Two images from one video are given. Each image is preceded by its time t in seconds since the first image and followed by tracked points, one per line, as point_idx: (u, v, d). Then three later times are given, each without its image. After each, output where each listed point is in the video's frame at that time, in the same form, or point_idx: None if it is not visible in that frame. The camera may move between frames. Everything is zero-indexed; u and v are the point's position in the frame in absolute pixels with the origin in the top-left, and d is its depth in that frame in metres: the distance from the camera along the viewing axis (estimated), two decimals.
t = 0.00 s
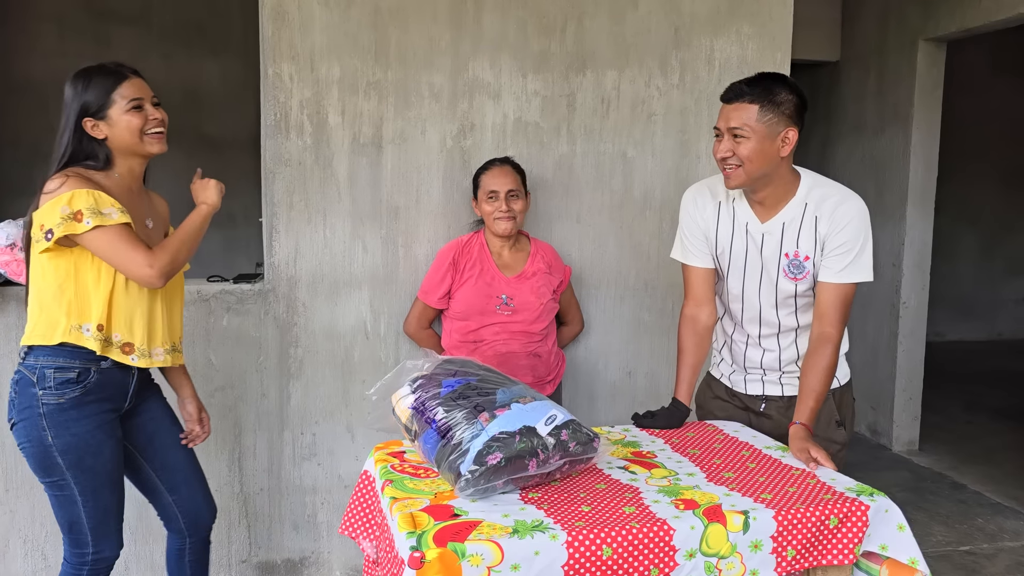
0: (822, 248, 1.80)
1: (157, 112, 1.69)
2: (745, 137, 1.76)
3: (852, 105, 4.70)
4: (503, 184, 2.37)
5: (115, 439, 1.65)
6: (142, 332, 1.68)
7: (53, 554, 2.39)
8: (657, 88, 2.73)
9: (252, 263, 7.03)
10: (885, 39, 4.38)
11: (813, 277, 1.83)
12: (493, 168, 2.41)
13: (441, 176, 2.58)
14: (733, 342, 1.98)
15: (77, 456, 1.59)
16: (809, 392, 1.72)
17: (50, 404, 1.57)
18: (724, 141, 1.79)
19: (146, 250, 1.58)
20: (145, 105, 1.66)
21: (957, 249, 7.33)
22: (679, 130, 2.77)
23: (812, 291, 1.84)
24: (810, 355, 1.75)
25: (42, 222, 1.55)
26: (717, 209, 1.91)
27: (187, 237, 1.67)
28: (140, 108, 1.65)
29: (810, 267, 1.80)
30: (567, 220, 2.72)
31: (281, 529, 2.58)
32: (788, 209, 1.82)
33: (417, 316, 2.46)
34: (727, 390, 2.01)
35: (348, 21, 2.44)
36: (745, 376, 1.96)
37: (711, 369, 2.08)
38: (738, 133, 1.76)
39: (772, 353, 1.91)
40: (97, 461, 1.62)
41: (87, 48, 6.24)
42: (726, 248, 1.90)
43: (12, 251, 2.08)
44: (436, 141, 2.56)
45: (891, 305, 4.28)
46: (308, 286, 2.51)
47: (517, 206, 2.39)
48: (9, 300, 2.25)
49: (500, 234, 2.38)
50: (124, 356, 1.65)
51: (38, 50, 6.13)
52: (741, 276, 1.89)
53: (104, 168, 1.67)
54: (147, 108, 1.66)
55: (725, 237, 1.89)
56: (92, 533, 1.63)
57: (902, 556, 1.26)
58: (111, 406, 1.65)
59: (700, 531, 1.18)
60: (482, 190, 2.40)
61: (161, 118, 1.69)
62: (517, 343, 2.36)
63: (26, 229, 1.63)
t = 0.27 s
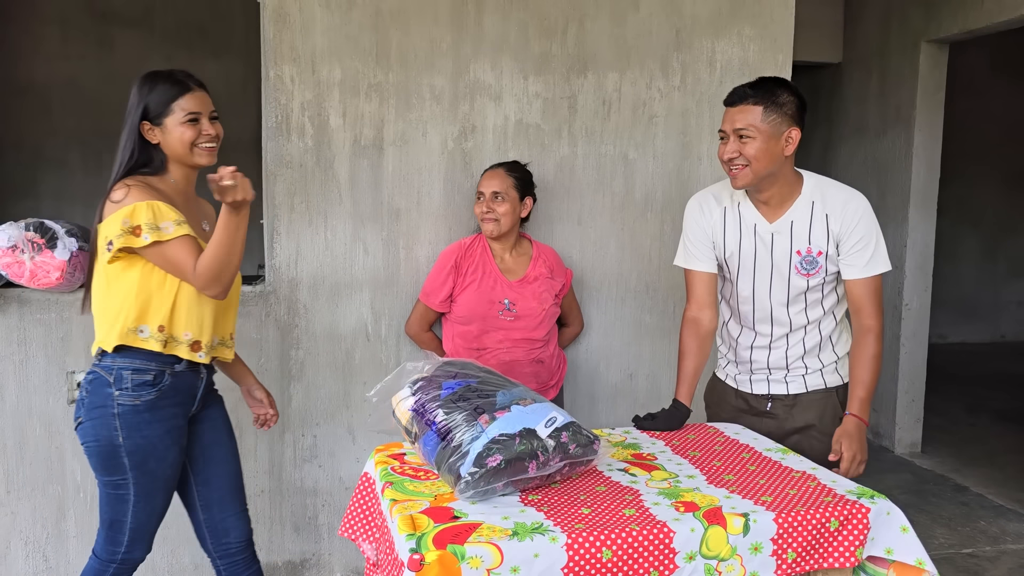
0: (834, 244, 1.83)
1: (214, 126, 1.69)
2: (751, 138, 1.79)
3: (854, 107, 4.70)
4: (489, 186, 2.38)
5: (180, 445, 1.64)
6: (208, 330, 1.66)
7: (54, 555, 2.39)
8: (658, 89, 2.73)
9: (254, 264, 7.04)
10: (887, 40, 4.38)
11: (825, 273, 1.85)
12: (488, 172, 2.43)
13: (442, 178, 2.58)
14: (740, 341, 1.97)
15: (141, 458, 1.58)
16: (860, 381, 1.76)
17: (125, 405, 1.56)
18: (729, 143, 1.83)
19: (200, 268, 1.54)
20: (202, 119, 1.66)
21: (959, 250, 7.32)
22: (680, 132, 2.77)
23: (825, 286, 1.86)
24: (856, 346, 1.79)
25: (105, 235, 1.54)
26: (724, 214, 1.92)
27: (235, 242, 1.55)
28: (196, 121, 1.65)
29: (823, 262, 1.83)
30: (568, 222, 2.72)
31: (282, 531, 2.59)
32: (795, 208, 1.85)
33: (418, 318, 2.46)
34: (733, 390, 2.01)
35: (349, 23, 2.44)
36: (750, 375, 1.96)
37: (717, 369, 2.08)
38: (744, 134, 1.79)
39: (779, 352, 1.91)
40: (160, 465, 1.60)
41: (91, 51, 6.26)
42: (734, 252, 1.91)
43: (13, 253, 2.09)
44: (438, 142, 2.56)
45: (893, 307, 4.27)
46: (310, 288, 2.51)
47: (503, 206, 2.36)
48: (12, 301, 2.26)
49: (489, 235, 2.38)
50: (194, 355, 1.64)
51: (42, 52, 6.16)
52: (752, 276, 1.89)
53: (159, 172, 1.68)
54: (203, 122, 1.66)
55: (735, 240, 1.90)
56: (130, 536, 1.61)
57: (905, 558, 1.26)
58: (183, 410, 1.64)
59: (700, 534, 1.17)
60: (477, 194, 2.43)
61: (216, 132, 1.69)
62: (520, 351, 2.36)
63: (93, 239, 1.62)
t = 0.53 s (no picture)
0: (840, 232, 1.87)
1: (263, 123, 1.66)
2: (744, 137, 1.87)
3: (855, 108, 4.69)
4: (490, 189, 2.38)
5: (228, 442, 1.60)
6: (271, 315, 1.66)
7: (54, 557, 2.40)
8: (657, 92, 2.73)
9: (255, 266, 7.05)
10: (888, 42, 4.37)
11: (834, 262, 1.88)
12: (489, 174, 2.43)
13: (441, 180, 2.59)
14: (751, 334, 1.95)
15: (189, 457, 1.55)
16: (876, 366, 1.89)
17: (171, 403, 1.54)
18: (724, 145, 1.90)
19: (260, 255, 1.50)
20: (252, 116, 1.63)
21: (961, 252, 7.31)
22: (680, 134, 2.77)
23: (834, 275, 1.89)
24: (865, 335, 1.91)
25: (156, 225, 1.53)
26: (728, 218, 1.95)
27: (315, 253, 1.51)
28: (246, 118, 1.62)
29: (832, 249, 1.86)
30: (567, 224, 2.72)
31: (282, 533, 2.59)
32: (798, 200, 1.90)
33: (419, 319, 2.46)
34: (740, 385, 2.00)
35: (349, 25, 2.44)
36: (758, 369, 1.96)
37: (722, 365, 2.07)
38: (737, 134, 1.87)
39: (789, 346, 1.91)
40: (208, 464, 1.56)
41: (93, 53, 6.28)
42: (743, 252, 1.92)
43: (13, 256, 2.09)
44: (437, 145, 2.57)
45: (895, 309, 4.26)
46: (309, 291, 2.51)
47: (505, 209, 2.36)
48: (11, 304, 2.26)
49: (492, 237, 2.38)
50: (259, 339, 1.64)
51: (44, 54, 6.18)
52: (762, 272, 1.90)
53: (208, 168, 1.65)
54: (253, 119, 1.63)
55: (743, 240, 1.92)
56: (194, 544, 1.58)
57: (901, 563, 1.26)
58: (229, 408, 1.61)
59: (698, 537, 1.17)
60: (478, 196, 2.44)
61: (264, 130, 1.66)
62: (520, 353, 2.36)
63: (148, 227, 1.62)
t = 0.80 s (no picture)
0: (846, 225, 1.90)
1: (294, 125, 1.64)
2: (757, 130, 1.93)
3: (856, 110, 4.69)
4: (493, 191, 2.38)
5: (254, 434, 1.54)
6: (268, 326, 1.58)
7: (53, 559, 2.40)
8: (656, 94, 2.73)
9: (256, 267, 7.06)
10: (888, 44, 4.37)
11: (840, 255, 1.91)
12: (490, 176, 2.43)
13: (440, 183, 2.59)
14: (755, 331, 1.96)
15: (217, 449, 1.48)
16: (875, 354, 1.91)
17: (191, 400, 1.49)
18: (738, 137, 1.97)
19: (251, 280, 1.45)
20: (284, 117, 1.61)
21: (962, 253, 7.30)
22: (679, 136, 2.77)
23: (840, 267, 1.92)
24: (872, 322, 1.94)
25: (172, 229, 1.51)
26: (734, 214, 1.98)
27: (314, 273, 1.48)
28: (279, 119, 1.60)
29: (838, 241, 1.89)
30: (567, 227, 2.72)
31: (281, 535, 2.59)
32: (805, 195, 1.94)
33: (420, 319, 2.46)
34: (741, 382, 2.00)
35: (348, 28, 2.45)
36: (761, 366, 1.96)
37: (722, 363, 2.07)
38: (750, 127, 1.94)
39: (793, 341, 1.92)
40: (236, 454, 1.50)
41: (94, 55, 6.29)
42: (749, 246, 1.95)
43: (13, 258, 2.10)
44: (436, 147, 2.57)
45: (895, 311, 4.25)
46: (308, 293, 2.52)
47: (509, 211, 2.36)
48: (11, 306, 2.26)
49: (496, 239, 2.38)
50: (253, 351, 1.55)
51: (46, 56, 6.19)
52: (769, 266, 1.92)
53: (233, 169, 1.63)
54: (285, 120, 1.61)
55: (749, 234, 1.95)
56: (245, 538, 1.50)
57: (899, 565, 1.26)
58: (248, 403, 1.57)
59: (695, 539, 1.17)
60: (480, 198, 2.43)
61: (295, 132, 1.64)
62: (522, 353, 2.37)
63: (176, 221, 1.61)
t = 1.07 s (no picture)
0: (846, 229, 1.90)
1: (311, 123, 1.62)
2: (766, 130, 1.94)
3: (856, 112, 4.69)
4: (498, 194, 2.38)
5: (277, 445, 1.54)
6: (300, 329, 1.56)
7: (53, 559, 2.40)
8: (656, 96, 2.74)
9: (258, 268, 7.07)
10: (889, 46, 4.37)
11: (840, 257, 1.90)
12: (497, 179, 2.43)
13: (440, 184, 2.59)
14: (754, 330, 1.97)
15: (239, 462, 1.48)
16: (870, 358, 1.89)
17: (215, 410, 1.47)
18: (747, 138, 1.97)
19: (230, 308, 1.39)
20: (302, 114, 1.59)
21: (963, 255, 7.30)
22: (679, 138, 2.77)
23: (839, 270, 1.91)
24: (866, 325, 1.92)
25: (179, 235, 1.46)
26: (737, 213, 1.99)
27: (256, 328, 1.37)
28: (296, 116, 1.58)
29: (838, 243, 1.89)
30: (567, 228, 2.73)
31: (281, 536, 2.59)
32: (807, 197, 1.93)
33: (421, 320, 2.47)
34: (740, 381, 2.01)
35: (348, 30, 2.45)
36: (759, 365, 1.97)
37: (722, 362, 2.08)
38: (760, 128, 1.94)
39: (791, 339, 1.92)
40: (259, 467, 1.50)
41: (96, 57, 6.31)
42: (749, 246, 1.96)
43: (13, 259, 2.10)
44: (436, 149, 2.57)
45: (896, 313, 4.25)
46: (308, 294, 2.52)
47: (514, 215, 2.36)
48: (12, 307, 2.27)
49: (500, 243, 2.38)
50: (284, 355, 1.54)
51: (48, 58, 6.21)
52: (768, 266, 1.93)
53: (246, 168, 1.59)
54: (302, 116, 1.59)
55: (750, 233, 1.96)
56: (263, 547, 1.52)
57: (897, 567, 1.26)
58: (273, 412, 1.55)
59: (693, 540, 1.17)
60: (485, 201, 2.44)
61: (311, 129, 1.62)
62: (523, 356, 2.36)
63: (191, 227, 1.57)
